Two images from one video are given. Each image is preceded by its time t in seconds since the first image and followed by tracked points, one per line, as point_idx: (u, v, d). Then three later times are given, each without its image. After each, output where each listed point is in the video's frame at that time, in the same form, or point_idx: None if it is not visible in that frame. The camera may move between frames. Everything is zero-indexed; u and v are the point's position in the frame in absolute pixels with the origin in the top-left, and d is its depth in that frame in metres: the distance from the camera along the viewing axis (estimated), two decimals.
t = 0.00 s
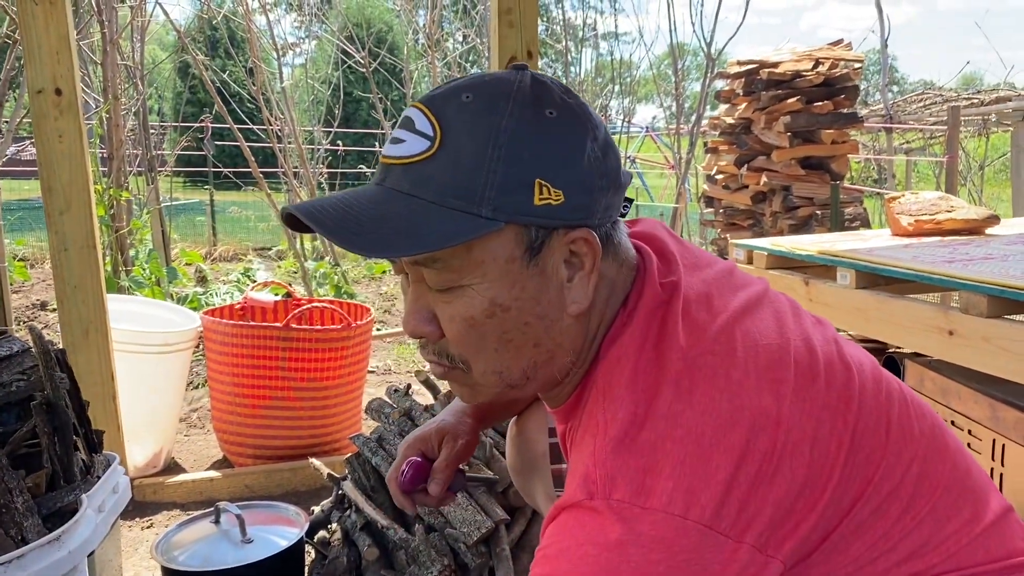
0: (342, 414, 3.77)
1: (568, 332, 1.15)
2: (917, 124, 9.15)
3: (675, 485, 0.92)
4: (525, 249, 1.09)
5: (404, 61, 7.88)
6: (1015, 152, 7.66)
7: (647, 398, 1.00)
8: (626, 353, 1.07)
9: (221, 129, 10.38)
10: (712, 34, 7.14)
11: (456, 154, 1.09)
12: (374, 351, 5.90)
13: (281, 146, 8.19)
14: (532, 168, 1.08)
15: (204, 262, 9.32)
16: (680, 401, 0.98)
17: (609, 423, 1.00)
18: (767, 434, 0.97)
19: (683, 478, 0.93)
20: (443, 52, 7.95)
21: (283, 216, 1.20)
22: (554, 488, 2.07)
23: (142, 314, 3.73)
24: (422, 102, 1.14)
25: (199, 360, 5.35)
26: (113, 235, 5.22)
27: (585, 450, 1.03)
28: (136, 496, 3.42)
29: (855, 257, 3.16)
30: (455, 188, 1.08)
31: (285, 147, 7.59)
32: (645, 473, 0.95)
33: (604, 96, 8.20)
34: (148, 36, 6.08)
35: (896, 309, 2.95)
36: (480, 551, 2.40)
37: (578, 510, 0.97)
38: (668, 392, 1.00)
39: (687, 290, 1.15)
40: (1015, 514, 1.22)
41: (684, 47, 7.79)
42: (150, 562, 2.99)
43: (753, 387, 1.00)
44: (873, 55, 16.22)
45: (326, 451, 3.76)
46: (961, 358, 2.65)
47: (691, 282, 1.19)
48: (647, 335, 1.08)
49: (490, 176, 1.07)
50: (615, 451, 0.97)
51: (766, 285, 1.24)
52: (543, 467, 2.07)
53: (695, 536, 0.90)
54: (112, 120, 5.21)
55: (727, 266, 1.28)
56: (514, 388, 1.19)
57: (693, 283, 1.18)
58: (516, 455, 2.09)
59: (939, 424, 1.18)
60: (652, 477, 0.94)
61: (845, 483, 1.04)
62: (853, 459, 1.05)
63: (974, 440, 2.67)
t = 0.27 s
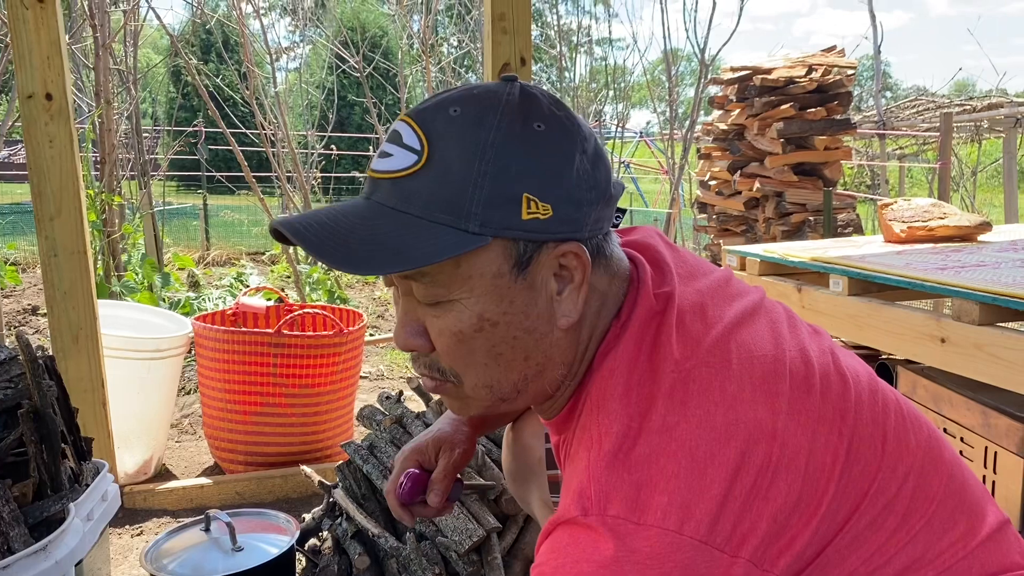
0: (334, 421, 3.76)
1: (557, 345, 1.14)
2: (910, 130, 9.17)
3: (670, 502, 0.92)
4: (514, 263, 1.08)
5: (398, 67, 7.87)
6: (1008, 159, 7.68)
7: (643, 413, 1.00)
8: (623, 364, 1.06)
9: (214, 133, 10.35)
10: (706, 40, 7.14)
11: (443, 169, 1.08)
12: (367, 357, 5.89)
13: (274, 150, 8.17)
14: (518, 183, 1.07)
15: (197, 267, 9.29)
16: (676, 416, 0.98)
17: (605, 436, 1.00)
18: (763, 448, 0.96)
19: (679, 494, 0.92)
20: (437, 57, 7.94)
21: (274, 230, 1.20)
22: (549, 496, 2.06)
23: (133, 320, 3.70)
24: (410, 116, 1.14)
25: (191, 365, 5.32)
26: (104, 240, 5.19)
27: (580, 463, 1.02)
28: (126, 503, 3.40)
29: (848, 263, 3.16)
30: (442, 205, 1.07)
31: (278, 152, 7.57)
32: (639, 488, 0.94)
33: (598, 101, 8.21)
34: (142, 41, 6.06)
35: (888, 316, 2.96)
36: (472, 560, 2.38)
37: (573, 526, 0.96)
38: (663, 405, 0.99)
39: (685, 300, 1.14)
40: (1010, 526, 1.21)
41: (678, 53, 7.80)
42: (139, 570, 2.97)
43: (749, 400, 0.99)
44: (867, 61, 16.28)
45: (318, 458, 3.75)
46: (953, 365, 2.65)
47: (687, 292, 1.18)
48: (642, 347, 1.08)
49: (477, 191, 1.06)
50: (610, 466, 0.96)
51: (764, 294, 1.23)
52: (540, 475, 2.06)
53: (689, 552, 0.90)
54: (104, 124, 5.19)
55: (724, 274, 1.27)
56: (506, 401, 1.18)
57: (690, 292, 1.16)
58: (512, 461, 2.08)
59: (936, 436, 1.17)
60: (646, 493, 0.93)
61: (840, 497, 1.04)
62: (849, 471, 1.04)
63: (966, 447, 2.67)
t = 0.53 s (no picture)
0: (327, 427, 3.74)
1: (558, 342, 1.13)
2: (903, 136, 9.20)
3: (683, 494, 0.90)
4: (511, 261, 1.07)
5: (392, 71, 7.86)
6: (1000, 164, 7.71)
7: (652, 407, 0.99)
8: (629, 362, 1.05)
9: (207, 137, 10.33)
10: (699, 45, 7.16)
11: (439, 170, 1.08)
12: (360, 362, 5.87)
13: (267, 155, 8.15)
14: (514, 181, 1.06)
15: (189, 272, 9.26)
16: (686, 409, 0.97)
17: (613, 431, 0.98)
18: (772, 444, 0.96)
19: (691, 487, 0.91)
20: (431, 62, 7.94)
21: (271, 235, 1.20)
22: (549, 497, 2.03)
23: (126, 325, 3.69)
24: (407, 116, 1.14)
25: (183, 371, 5.30)
26: (96, 244, 5.17)
27: (589, 459, 1.00)
28: (117, 509, 3.37)
29: (842, 269, 3.16)
30: (437, 206, 1.07)
31: (271, 157, 7.55)
32: (650, 482, 0.92)
33: (592, 107, 8.22)
34: (134, 44, 6.04)
35: (882, 321, 2.96)
36: (465, 565, 2.37)
37: (583, 522, 0.94)
38: (673, 398, 0.98)
39: (689, 301, 1.14)
40: (1011, 536, 1.21)
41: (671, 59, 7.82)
42: None
43: (756, 397, 0.99)
44: (860, 67, 16.34)
45: (310, 464, 3.73)
46: (946, 370, 2.65)
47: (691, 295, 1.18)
48: (648, 345, 1.07)
49: (471, 191, 1.06)
50: (620, 460, 0.95)
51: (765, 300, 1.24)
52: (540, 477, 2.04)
53: (702, 545, 0.88)
54: (97, 128, 5.17)
55: (725, 280, 1.28)
56: (509, 400, 1.17)
57: (693, 294, 1.17)
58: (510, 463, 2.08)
59: (937, 442, 1.17)
60: (658, 486, 0.92)
61: (848, 497, 1.03)
62: (856, 470, 1.03)
63: (960, 453, 2.66)
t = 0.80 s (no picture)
0: (318, 431, 3.72)
1: (534, 337, 1.12)
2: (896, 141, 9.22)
3: (722, 442, 0.90)
4: (463, 275, 1.09)
5: (387, 75, 7.85)
6: (993, 169, 7.74)
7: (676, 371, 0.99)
8: (644, 338, 1.06)
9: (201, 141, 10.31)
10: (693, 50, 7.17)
11: (385, 201, 1.13)
12: (353, 366, 5.86)
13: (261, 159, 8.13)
14: (447, 200, 1.08)
15: (182, 276, 9.23)
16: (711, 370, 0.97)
17: (639, 396, 0.98)
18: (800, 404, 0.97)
19: (728, 436, 0.90)
20: (426, 66, 7.93)
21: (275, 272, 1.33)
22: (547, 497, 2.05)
23: (118, 328, 3.67)
24: (364, 149, 1.20)
25: (175, 375, 5.28)
26: (88, 247, 5.14)
27: (616, 426, 0.99)
28: (108, 513, 3.35)
29: (836, 272, 3.15)
30: (387, 235, 1.12)
31: (265, 161, 7.54)
32: (686, 433, 0.91)
33: (587, 111, 8.23)
34: (128, 48, 6.02)
35: (876, 325, 2.96)
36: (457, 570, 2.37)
37: (622, 480, 0.92)
38: (699, 359, 0.99)
39: (699, 281, 1.16)
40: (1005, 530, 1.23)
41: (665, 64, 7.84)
42: None
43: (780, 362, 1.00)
44: (853, 72, 16.40)
45: (302, 468, 3.71)
46: (939, 374, 2.65)
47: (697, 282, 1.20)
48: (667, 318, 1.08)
49: (410, 218, 1.09)
50: (653, 418, 0.94)
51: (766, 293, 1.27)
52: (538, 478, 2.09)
53: (741, 492, 0.87)
54: (89, 132, 5.16)
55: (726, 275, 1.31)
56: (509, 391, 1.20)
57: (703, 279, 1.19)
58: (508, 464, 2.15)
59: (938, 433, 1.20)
60: (696, 437, 0.91)
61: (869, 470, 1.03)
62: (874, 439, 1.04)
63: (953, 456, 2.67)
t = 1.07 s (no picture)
0: (313, 433, 3.71)
1: (510, 330, 1.17)
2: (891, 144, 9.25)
3: (752, 382, 0.95)
4: (437, 275, 1.16)
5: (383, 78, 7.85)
6: (987, 173, 7.77)
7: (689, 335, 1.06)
8: (653, 313, 1.13)
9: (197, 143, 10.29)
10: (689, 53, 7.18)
11: (368, 210, 1.20)
12: (348, 368, 5.85)
13: (256, 161, 8.12)
14: (414, 209, 1.14)
15: (177, 278, 9.22)
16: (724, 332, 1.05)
17: (661, 358, 1.04)
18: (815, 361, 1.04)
19: (755, 376, 0.96)
20: (422, 68, 7.93)
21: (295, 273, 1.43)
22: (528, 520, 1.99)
23: (111, 331, 3.66)
24: (358, 160, 1.27)
25: (169, 377, 5.26)
26: (82, 249, 5.14)
27: (644, 385, 1.03)
28: (101, 515, 3.34)
29: (830, 275, 3.16)
30: (372, 242, 1.20)
31: (261, 162, 7.52)
32: (721, 379, 0.97)
33: (582, 114, 8.24)
34: (123, 49, 6.01)
35: (870, 328, 2.96)
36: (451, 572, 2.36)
37: (664, 424, 0.95)
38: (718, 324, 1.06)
39: (697, 268, 1.25)
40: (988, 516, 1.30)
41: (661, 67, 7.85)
42: None
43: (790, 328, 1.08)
44: (848, 76, 16.43)
45: (296, 470, 3.70)
46: (933, 376, 2.66)
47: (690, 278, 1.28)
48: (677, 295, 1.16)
49: (386, 225, 1.17)
50: (684, 369, 1.00)
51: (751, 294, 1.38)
52: (519, 502, 2.01)
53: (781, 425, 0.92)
54: (85, 133, 5.16)
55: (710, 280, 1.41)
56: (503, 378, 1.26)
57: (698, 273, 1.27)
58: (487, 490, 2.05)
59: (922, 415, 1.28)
60: (728, 381, 0.96)
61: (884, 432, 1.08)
62: (885, 399, 1.11)
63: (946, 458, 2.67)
